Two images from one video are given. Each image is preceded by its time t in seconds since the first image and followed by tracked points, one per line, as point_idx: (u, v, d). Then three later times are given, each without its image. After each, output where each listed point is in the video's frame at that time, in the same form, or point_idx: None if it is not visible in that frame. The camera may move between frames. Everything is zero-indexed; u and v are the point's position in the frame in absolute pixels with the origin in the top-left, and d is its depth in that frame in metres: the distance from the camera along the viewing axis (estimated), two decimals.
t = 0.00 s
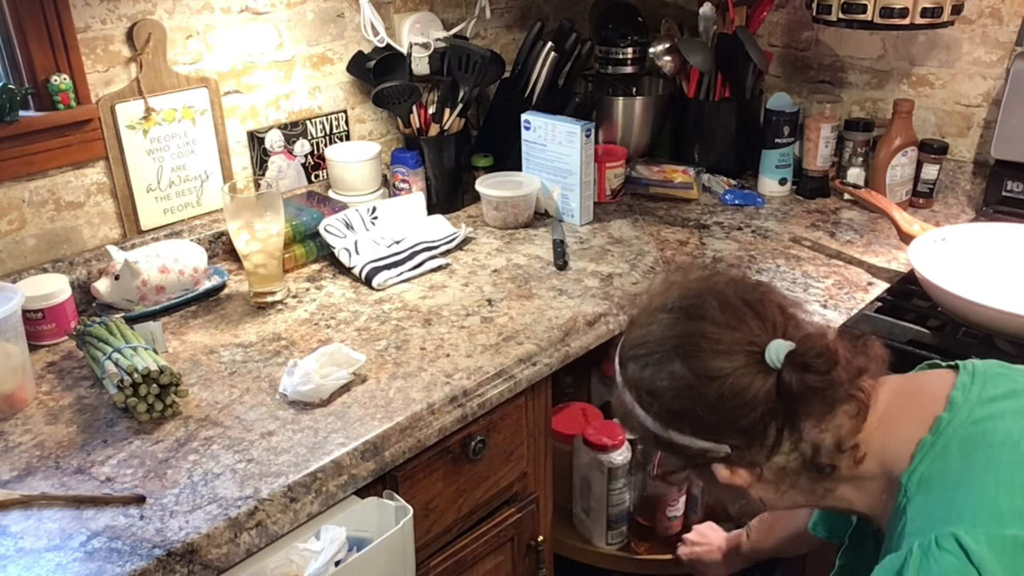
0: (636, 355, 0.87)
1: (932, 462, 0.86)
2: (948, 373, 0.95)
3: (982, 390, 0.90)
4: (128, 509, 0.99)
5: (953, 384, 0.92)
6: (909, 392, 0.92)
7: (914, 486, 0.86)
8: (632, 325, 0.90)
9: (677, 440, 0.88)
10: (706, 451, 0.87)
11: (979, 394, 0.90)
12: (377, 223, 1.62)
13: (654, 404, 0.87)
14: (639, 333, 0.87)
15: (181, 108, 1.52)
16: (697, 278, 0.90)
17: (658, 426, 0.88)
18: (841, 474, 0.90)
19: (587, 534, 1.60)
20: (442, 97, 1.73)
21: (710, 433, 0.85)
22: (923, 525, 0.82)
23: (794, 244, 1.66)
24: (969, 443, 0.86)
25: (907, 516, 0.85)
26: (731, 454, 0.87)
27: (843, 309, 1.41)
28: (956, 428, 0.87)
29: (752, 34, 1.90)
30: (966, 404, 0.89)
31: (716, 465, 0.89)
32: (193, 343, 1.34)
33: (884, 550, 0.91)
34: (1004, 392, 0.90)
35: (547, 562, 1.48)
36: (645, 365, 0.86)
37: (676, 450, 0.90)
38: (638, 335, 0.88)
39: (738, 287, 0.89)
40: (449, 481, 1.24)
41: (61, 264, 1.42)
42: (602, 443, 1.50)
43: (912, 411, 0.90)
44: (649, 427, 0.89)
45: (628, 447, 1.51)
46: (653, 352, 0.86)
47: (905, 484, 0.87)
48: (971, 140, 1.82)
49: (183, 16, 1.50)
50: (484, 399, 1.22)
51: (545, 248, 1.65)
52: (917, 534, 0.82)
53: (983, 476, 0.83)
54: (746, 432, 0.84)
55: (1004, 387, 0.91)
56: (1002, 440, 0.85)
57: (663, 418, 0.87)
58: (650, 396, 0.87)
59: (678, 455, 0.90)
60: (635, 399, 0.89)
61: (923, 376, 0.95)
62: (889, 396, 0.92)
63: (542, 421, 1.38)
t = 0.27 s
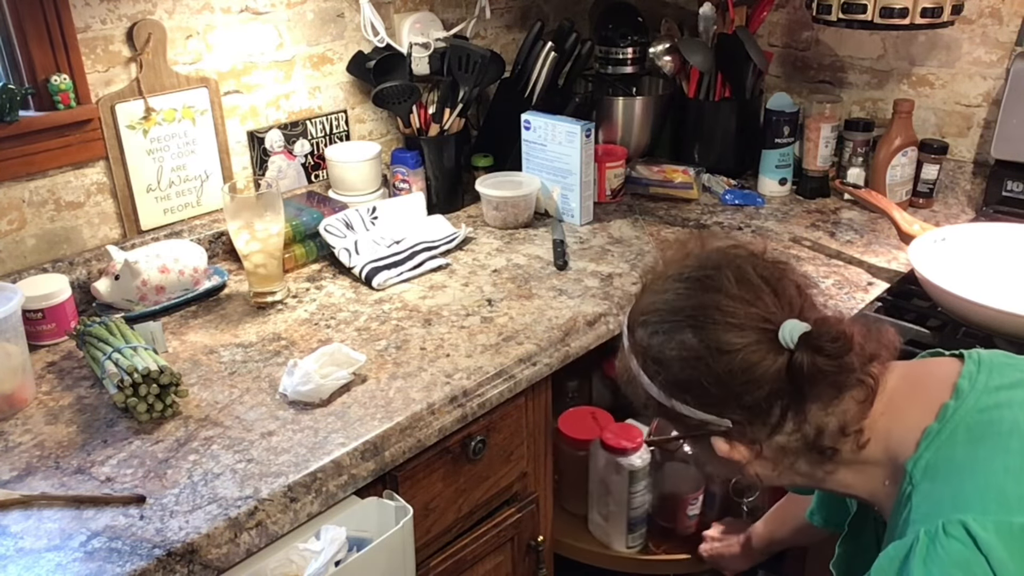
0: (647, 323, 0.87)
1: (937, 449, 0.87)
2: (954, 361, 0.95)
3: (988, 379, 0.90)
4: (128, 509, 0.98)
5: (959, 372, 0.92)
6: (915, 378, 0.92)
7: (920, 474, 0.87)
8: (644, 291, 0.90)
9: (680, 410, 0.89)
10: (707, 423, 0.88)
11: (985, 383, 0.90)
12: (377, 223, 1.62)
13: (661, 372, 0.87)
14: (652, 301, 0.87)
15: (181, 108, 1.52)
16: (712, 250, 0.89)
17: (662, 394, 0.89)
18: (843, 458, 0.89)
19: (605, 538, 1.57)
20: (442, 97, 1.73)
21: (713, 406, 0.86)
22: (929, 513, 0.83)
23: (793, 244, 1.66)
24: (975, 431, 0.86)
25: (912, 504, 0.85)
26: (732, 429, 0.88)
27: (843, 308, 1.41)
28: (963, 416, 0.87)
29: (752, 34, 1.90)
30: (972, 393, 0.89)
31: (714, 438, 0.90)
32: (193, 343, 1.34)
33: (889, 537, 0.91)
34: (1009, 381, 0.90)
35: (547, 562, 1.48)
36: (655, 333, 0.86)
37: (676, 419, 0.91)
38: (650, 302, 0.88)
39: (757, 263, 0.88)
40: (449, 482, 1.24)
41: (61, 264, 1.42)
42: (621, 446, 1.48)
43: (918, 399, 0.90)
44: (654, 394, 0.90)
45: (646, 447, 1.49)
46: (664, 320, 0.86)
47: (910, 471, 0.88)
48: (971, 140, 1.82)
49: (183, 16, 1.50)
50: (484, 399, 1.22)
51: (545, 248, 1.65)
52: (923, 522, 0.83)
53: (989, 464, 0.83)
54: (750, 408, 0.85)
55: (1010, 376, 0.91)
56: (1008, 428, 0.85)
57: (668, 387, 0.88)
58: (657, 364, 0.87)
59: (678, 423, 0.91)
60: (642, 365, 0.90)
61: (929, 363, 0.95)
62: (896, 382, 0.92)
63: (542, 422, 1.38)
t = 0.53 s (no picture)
0: (658, 295, 0.84)
1: (952, 441, 0.86)
2: (966, 353, 0.94)
3: (1002, 371, 0.89)
4: (128, 509, 0.99)
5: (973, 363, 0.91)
6: (928, 368, 0.91)
7: (933, 465, 0.86)
8: (654, 263, 0.87)
9: (686, 387, 0.85)
10: (713, 403, 0.84)
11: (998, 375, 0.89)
12: (377, 223, 1.62)
13: (668, 347, 0.84)
14: (663, 273, 0.84)
15: (181, 108, 1.52)
16: (726, 223, 0.86)
17: (668, 370, 0.85)
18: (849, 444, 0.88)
19: (632, 542, 1.63)
20: (443, 97, 1.73)
21: (721, 383, 0.83)
22: (944, 506, 0.82)
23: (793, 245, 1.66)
24: (991, 424, 0.85)
25: (924, 495, 0.85)
26: (738, 409, 0.84)
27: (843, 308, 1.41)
28: (978, 408, 0.86)
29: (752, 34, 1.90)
30: (987, 385, 0.88)
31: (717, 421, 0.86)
32: (193, 343, 1.34)
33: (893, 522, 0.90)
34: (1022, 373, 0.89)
35: (547, 562, 1.48)
36: (666, 306, 0.83)
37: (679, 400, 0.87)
38: (661, 274, 0.84)
39: (774, 237, 0.85)
40: (449, 481, 1.24)
41: (61, 263, 1.42)
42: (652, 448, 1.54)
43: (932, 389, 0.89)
44: (659, 370, 0.86)
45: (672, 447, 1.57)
46: (675, 292, 0.82)
47: (923, 463, 0.87)
48: (971, 140, 1.82)
49: (183, 16, 1.50)
50: (484, 399, 1.22)
51: (545, 248, 1.65)
52: (938, 515, 0.82)
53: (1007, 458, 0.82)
54: (761, 385, 0.82)
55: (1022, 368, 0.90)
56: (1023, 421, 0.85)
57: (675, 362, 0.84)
58: (665, 337, 0.83)
59: (680, 404, 0.87)
60: (648, 338, 0.86)
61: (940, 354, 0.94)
62: (909, 371, 0.91)
63: (542, 422, 1.38)
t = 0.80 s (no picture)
0: (682, 210, 0.83)
1: (946, 395, 0.79)
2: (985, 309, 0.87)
3: (1014, 332, 0.83)
4: (128, 509, 0.98)
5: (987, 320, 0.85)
6: (944, 320, 0.86)
7: (923, 417, 0.79)
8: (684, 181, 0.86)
9: (697, 303, 0.83)
10: (722, 322, 0.82)
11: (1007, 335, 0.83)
12: (377, 223, 1.62)
13: (685, 259, 0.83)
14: (691, 188, 0.83)
15: (182, 108, 1.52)
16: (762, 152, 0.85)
17: (682, 285, 0.84)
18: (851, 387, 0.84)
19: (643, 543, 1.63)
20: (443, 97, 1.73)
21: (731, 300, 0.81)
22: (923, 456, 0.76)
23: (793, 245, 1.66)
24: (988, 381, 0.79)
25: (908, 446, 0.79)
26: (745, 332, 0.82)
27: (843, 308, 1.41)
28: (978, 364, 0.80)
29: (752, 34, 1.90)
30: (994, 342, 0.82)
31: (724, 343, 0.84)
32: (193, 343, 1.34)
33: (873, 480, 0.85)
34: None
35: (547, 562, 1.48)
36: (687, 220, 0.82)
37: (690, 317, 0.86)
38: (688, 191, 0.83)
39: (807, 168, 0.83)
40: (449, 481, 1.24)
41: (61, 263, 1.42)
42: (662, 447, 1.53)
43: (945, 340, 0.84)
44: (674, 285, 0.85)
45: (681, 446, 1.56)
46: (699, 205, 0.81)
47: (913, 414, 0.80)
48: (971, 140, 1.82)
49: (183, 16, 1.50)
50: (484, 399, 1.22)
51: (545, 248, 1.65)
52: (916, 465, 0.76)
53: (997, 414, 0.76)
54: (770, 308, 0.79)
55: None
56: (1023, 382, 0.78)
57: (689, 277, 0.82)
58: (683, 250, 0.82)
59: (691, 322, 0.86)
60: (668, 251, 0.85)
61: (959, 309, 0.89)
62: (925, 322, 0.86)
63: (543, 422, 1.38)
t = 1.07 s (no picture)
0: (706, 131, 0.85)
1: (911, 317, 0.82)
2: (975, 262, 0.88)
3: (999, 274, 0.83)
4: (128, 509, 0.98)
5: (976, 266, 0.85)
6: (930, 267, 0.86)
7: (886, 336, 0.83)
8: (715, 110, 0.89)
9: (706, 217, 0.85)
10: (726, 238, 0.84)
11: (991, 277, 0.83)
12: (377, 223, 1.62)
13: (700, 173, 0.85)
14: (720, 111, 0.85)
15: (182, 108, 1.52)
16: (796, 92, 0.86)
17: (695, 200, 0.86)
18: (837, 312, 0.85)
19: (643, 543, 1.63)
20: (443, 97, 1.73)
21: (738, 214, 0.82)
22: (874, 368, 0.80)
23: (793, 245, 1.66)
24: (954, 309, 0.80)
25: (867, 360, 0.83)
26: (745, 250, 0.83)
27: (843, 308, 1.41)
28: (953, 298, 0.82)
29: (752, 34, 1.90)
30: (972, 282, 0.82)
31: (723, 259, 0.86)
32: (193, 343, 1.34)
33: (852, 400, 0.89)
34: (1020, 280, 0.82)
35: (547, 562, 1.48)
36: (709, 139, 0.84)
37: (700, 236, 0.88)
38: (714, 117, 0.86)
39: (834, 108, 0.85)
40: (449, 481, 1.24)
41: (61, 264, 1.42)
42: (660, 447, 1.53)
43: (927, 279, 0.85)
44: (689, 202, 0.88)
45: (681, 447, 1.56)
46: (722, 124, 0.84)
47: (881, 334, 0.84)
48: (971, 140, 1.82)
49: (183, 16, 1.50)
50: (484, 399, 1.22)
51: (545, 248, 1.65)
52: (866, 372, 0.80)
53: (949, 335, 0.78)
54: (771, 225, 0.81)
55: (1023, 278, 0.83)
56: (988, 311, 0.79)
57: (703, 193, 0.85)
58: (702, 166, 0.85)
59: (700, 240, 0.88)
60: (687, 170, 0.88)
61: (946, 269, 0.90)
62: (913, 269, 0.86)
63: (542, 422, 1.38)
